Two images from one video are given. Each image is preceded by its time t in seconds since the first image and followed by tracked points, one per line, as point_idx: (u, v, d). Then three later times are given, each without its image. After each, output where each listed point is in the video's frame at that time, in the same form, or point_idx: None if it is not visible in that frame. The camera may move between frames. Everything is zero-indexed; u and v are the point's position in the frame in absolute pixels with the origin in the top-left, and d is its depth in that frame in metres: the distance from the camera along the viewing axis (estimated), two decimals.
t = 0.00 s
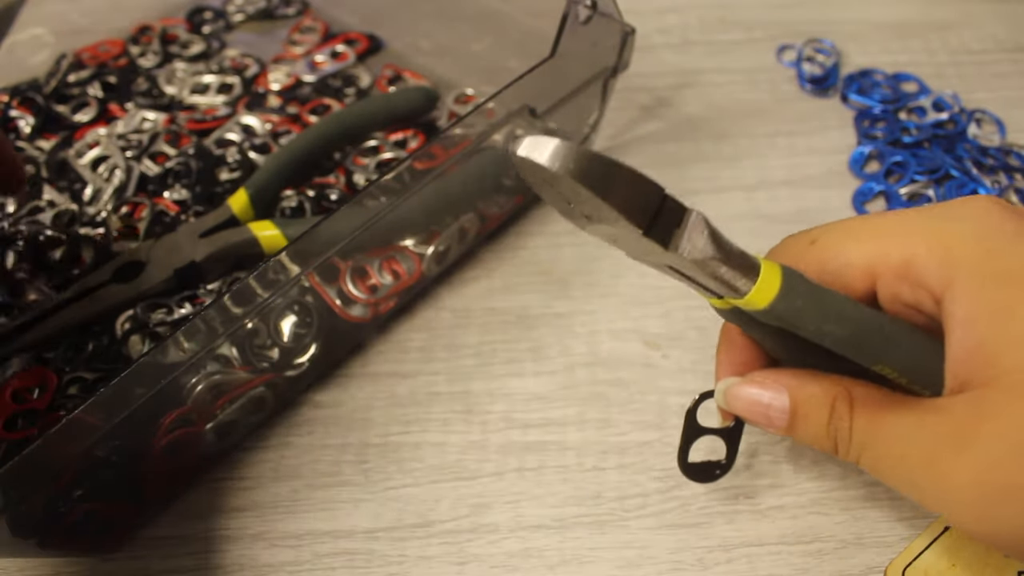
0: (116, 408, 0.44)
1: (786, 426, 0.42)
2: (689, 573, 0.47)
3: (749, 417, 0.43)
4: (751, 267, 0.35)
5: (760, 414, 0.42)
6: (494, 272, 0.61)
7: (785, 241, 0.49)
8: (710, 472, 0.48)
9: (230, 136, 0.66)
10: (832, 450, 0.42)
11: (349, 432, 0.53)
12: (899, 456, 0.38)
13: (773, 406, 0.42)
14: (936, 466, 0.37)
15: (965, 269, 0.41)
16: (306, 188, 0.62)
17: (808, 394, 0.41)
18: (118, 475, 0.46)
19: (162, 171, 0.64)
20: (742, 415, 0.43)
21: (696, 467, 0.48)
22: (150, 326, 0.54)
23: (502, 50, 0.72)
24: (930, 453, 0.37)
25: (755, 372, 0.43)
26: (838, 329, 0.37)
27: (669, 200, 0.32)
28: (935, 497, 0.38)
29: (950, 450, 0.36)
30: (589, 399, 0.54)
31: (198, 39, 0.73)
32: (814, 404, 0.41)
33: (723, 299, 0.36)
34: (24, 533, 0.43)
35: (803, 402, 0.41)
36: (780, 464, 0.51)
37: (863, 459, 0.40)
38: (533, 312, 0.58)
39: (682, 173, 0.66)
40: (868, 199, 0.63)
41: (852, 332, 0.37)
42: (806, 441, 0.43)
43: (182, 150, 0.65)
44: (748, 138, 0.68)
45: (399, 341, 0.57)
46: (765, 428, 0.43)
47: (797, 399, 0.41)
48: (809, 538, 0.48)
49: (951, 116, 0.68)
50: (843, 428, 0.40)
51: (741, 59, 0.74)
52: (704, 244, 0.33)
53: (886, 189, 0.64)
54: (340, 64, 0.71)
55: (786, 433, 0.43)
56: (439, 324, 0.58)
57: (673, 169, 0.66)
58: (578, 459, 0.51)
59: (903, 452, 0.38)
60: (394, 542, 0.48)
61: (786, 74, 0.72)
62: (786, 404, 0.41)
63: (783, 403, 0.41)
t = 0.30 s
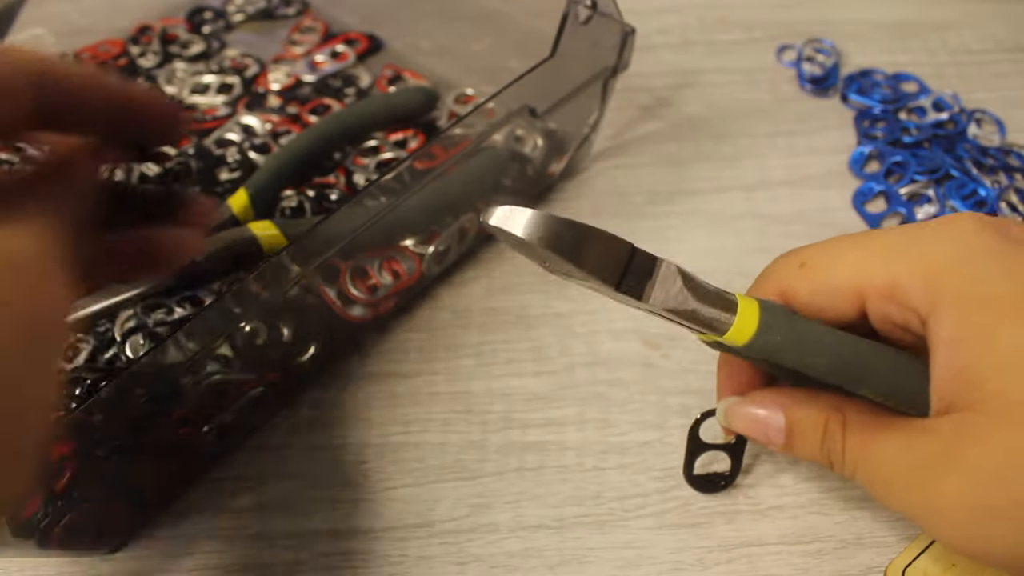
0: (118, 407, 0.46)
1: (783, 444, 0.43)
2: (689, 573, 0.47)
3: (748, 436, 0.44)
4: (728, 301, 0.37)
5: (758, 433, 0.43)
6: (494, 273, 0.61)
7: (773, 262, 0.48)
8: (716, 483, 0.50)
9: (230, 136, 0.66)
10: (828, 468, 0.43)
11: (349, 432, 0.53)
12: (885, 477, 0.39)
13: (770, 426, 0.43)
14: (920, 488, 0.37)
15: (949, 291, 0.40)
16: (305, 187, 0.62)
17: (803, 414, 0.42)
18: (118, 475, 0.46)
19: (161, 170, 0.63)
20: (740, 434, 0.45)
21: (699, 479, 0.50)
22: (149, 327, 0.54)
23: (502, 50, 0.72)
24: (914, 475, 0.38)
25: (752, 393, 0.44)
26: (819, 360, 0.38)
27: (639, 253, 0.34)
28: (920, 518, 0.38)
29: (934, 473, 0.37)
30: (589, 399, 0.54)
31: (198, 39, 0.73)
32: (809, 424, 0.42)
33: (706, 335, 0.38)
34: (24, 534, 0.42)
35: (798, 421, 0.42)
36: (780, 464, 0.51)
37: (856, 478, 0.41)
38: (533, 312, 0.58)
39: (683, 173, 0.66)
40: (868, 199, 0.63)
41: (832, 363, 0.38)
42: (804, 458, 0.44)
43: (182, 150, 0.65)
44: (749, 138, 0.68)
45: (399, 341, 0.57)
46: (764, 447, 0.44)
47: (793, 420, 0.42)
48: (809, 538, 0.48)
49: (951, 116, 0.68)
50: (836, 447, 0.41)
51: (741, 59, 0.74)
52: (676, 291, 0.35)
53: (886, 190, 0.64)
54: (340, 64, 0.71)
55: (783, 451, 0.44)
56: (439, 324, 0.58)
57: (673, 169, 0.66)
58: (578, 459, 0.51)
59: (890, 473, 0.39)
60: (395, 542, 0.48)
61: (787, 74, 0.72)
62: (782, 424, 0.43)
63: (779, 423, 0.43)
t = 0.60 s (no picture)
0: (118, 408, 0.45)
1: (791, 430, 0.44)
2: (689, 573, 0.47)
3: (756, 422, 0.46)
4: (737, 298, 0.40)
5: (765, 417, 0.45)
6: (495, 272, 0.60)
7: (785, 254, 0.48)
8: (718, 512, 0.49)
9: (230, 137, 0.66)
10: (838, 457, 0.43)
11: (350, 432, 0.53)
12: (888, 468, 0.39)
13: (776, 413, 0.44)
14: (920, 475, 0.37)
15: (954, 291, 0.40)
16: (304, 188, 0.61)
17: (808, 404, 0.43)
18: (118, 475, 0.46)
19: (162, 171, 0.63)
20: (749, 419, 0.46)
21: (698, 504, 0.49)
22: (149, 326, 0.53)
23: (502, 50, 0.72)
24: (914, 463, 0.37)
25: (758, 378, 0.46)
26: (818, 355, 0.39)
27: (637, 259, 0.39)
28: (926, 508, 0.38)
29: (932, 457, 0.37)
30: (589, 399, 0.54)
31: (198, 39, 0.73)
32: (812, 414, 0.42)
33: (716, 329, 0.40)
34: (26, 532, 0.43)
35: (805, 413, 0.43)
36: (781, 465, 0.51)
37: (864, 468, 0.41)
38: (533, 313, 0.58)
39: (683, 173, 0.66)
40: (868, 199, 0.63)
41: (831, 357, 0.39)
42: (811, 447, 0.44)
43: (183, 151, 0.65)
44: (749, 138, 0.68)
45: (399, 341, 0.57)
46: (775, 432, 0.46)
47: (798, 409, 0.43)
48: (809, 538, 0.48)
49: (951, 116, 0.68)
50: (842, 434, 0.42)
51: (741, 59, 0.74)
52: (679, 290, 0.39)
53: (885, 190, 0.64)
54: (340, 64, 0.71)
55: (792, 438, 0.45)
56: (439, 324, 0.58)
57: (674, 169, 0.66)
58: (578, 459, 0.51)
59: (892, 463, 0.39)
60: (395, 542, 0.48)
61: (786, 73, 0.72)
62: (787, 412, 0.44)
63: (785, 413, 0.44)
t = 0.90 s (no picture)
0: (117, 409, 0.45)
1: (837, 339, 0.37)
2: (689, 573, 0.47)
3: (790, 327, 0.37)
4: (904, 91, 0.32)
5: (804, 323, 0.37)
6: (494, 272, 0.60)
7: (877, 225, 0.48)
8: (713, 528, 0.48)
9: (230, 137, 0.66)
10: (882, 373, 0.38)
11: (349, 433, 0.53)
12: (961, 375, 0.37)
13: (829, 304, 0.37)
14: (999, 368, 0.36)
15: None
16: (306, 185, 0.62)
17: (868, 300, 0.37)
18: (118, 475, 0.46)
19: (161, 172, 0.64)
20: (788, 319, 0.37)
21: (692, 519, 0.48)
22: (150, 326, 0.54)
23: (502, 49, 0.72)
24: (993, 362, 0.36)
25: (784, 276, 0.38)
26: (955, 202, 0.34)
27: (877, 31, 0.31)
28: (999, 411, 0.37)
29: (1009, 346, 0.36)
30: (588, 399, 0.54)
31: (198, 39, 0.73)
32: (877, 309, 0.37)
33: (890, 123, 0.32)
34: (25, 531, 0.44)
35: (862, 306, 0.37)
36: (779, 465, 0.51)
37: (926, 378, 0.37)
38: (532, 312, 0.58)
39: (683, 173, 0.66)
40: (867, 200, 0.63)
41: (969, 209, 0.35)
42: (848, 365, 0.38)
43: (182, 150, 0.65)
44: (749, 138, 0.68)
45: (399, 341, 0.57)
46: (806, 346, 0.38)
47: (852, 305, 0.37)
48: (809, 538, 0.48)
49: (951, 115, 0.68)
50: (910, 339, 0.37)
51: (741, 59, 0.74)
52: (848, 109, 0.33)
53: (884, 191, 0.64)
54: (340, 64, 0.71)
55: (830, 354, 0.37)
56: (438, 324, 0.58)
57: (674, 169, 0.66)
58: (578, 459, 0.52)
59: (967, 367, 0.37)
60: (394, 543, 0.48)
61: (787, 73, 0.72)
62: (843, 304, 0.37)
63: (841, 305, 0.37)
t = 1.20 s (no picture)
0: (117, 409, 0.45)
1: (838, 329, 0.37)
2: (689, 572, 0.47)
3: (792, 316, 0.37)
4: (944, 64, 0.31)
5: (807, 312, 0.37)
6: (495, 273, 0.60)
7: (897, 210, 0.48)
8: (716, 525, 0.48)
9: (230, 137, 0.66)
10: (884, 363, 0.37)
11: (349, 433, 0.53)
12: (965, 364, 0.36)
13: (831, 295, 0.36)
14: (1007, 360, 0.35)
15: None
16: (305, 187, 0.63)
17: (872, 288, 0.37)
18: (118, 475, 0.46)
19: (161, 171, 0.64)
20: (790, 303, 0.37)
21: (693, 518, 0.48)
22: (150, 326, 0.54)
23: (502, 49, 0.72)
24: (1000, 354, 0.35)
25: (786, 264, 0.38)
26: (990, 185, 0.34)
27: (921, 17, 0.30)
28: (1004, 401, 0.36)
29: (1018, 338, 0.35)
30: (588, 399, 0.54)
31: (198, 39, 0.73)
32: (880, 299, 0.36)
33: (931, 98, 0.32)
34: (25, 531, 0.44)
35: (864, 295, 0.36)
36: (779, 465, 0.51)
37: (930, 367, 0.36)
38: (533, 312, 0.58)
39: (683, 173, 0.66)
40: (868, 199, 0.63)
41: (1004, 191, 0.34)
42: (852, 353, 0.37)
43: (182, 150, 0.65)
44: (749, 138, 0.68)
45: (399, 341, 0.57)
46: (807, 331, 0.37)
47: (855, 295, 0.36)
48: (809, 538, 0.48)
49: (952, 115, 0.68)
50: (914, 328, 0.36)
51: (742, 59, 0.74)
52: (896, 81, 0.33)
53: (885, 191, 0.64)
54: (340, 64, 0.71)
55: (831, 341, 0.37)
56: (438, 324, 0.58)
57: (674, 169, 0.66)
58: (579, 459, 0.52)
59: (972, 359, 0.36)
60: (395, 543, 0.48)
61: (787, 73, 0.72)
62: (843, 295, 0.36)
63: (840, 298, 0.36)
